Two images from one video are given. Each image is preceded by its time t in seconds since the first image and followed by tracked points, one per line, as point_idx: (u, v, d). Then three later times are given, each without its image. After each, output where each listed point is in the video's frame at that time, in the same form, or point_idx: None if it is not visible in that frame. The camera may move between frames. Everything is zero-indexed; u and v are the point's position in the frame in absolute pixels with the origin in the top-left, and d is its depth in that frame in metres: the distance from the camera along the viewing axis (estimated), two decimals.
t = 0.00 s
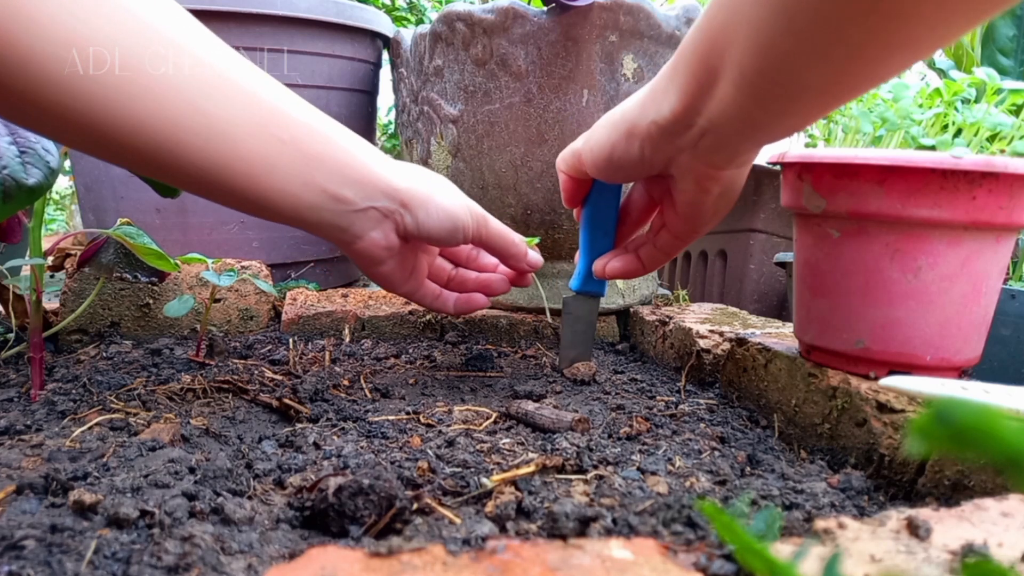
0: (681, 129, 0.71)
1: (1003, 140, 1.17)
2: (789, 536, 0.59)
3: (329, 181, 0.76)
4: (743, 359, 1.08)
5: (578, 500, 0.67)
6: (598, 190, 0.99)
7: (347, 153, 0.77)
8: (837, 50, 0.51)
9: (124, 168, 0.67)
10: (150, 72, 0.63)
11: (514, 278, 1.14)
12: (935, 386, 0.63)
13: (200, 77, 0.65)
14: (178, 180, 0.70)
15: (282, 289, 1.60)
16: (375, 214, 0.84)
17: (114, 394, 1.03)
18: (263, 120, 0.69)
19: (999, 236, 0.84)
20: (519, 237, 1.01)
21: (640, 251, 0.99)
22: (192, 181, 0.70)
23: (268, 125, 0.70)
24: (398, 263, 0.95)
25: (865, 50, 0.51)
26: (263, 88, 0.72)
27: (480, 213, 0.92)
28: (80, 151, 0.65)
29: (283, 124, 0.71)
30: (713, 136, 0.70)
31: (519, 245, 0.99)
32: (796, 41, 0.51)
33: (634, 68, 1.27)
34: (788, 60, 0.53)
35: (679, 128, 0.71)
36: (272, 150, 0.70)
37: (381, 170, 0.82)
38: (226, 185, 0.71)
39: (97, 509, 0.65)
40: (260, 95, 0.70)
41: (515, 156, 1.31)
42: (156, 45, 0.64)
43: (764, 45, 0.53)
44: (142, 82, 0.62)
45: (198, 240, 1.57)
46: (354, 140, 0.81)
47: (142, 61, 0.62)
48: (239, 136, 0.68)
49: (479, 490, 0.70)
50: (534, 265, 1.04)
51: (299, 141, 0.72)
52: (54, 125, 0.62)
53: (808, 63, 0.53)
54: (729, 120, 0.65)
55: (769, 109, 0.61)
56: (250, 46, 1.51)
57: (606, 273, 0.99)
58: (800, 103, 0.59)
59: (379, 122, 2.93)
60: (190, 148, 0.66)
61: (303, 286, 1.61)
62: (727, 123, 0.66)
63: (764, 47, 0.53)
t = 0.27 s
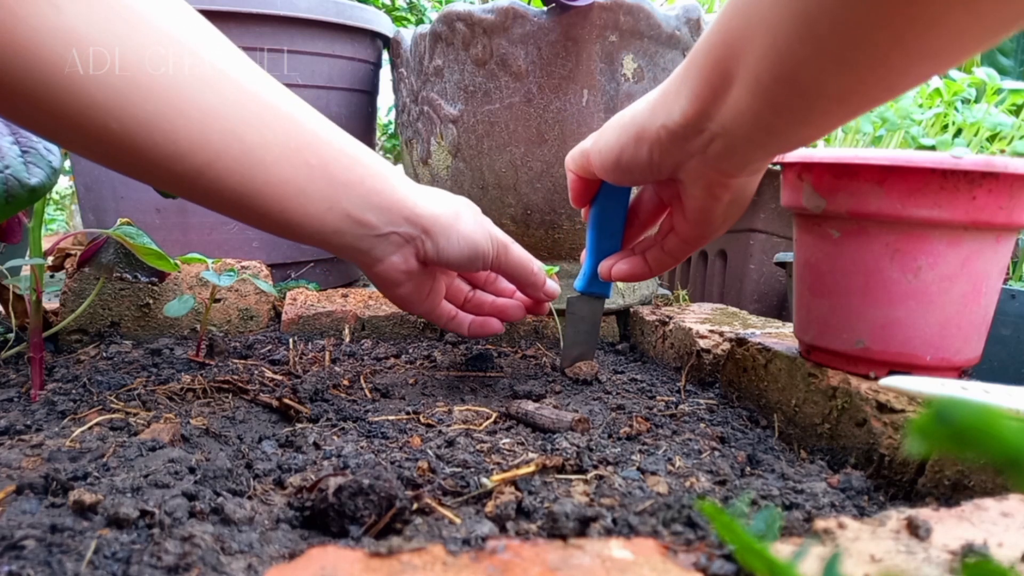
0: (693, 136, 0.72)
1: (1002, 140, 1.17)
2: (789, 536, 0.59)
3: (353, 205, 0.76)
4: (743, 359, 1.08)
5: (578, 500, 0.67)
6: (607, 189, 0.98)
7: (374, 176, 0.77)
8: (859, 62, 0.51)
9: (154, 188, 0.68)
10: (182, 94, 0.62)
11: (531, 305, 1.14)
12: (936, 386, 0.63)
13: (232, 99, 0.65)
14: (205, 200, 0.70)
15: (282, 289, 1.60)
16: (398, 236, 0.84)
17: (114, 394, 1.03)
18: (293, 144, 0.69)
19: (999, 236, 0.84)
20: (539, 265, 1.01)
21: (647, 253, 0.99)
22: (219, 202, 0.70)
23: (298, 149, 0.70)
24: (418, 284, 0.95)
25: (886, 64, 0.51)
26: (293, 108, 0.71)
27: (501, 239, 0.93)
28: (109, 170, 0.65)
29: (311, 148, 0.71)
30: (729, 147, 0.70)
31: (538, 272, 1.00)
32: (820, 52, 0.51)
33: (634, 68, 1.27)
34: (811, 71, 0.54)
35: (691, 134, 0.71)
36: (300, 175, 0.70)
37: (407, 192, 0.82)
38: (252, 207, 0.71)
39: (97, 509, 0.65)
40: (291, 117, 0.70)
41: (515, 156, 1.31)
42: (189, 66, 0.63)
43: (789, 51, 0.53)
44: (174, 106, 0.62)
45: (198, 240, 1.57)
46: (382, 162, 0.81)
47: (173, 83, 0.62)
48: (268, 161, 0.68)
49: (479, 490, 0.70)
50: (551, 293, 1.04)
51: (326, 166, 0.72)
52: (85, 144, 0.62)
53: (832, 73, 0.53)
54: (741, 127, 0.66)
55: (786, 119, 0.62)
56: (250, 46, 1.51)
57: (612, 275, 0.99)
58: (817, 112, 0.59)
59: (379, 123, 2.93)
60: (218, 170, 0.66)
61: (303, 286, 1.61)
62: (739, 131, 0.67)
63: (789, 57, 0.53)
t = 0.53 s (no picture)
0: (699, 142, 0.72)
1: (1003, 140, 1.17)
2: (789, 536, 0.59)
3: (368, 230, 0.77)
4: (743, 359, 1.08)
5: (578, 500, 0.67)
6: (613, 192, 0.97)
7: (393, 203, 0.78)
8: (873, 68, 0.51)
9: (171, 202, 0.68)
10: (206, 116, 0.63)
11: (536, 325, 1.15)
12: (936, 386, 0.63)
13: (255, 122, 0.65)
14: (220, 216, 0.70)
15: (282, 289, 1.60)
16: (411, 259, 0.85)
17: (114, 394, 1.03)
18: (313, 170, 0.69)
19: (999, 236, 0.84)
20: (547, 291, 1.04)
21: (652, 257, 0.99)
22: (234, 219, 0.70)
23: (317, 174, 0.70)
24: (427, 302, 0.97)
25: (899, 70, 0.51)
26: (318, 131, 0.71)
27: (513, 267, 0.95)
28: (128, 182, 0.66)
29: (331, 174, 0.71)
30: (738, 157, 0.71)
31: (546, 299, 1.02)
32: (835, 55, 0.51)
33: (634, 68, 1.27)
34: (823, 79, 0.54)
35: (698, 141, 0.72)
36: (317, 199, 0.71)
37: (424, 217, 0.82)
38: (265, 226, 0.71)
39: (97, 509, 0.65)
40: (313, 141, 0.70)
41: (515, 156, 1.31)
42: (216, 87, 0.63)
43: (804, 52, 0.53)
44: (198, 127, 0.63)
45: (198, 240, 1.57)
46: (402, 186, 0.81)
47: (199, 104, 0.62)
48: (287, 185, 0.68)
49: (479, 490, 0.70)
50: (558, 319, 1.06)
51: (345, 192, 0.72)
52: (108, 158, 0.63)
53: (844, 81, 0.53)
54: (750, 136, 0.66)
55: (796, 130, 0.62)
56: (250, 46, 1.51)
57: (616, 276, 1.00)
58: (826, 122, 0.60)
59: (379, 123, 2.93)
60: (235, 190, 0.67)
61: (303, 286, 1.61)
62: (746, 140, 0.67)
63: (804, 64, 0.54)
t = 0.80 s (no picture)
0: (699, 147, 0.71)
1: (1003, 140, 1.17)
2: (789, 536, 0.59)
3: (374, 249, 0.79)
4: (743, 359, 1.08)
5: (578, 500, 0.67)
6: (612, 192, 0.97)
7: (403, 226, 0.79)
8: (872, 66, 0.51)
9: (182, 212, 0.70)
10: (224, 135, 0.64)
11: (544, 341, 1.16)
12: (935, 386, 0.63)
13: (272, 142, 0.67)
14: (230, 227, 0.72)
15: (282, 289, 1.60)
16: (416, 276, 0.87)
17: (114, 394, 1.03)
18: (325, 192, 0.71)
19: (999, 236, 0.84)
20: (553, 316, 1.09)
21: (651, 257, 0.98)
22: (243, 231, 0.72)
23: (329, 196, 0.71)
24: (428, 316, 0.99)
25: (900, 69, 0.51)
26: (335, 153, 0.73)
27: (519, 291, 0.99)
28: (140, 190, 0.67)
29: (343, 197, 0.72)
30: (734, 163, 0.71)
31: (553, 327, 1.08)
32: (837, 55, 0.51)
33: (634, 68, 1.27)
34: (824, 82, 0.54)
35: (697, 146, 0.71)
36: (326, 219, 0.73)
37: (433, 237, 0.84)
38: (272, 239, 0.73)
39: (97, 509, 0.65)
40: (330, 163, 0.71)
41: (515, 156, 1.31)
42: (235, 106, 0.65)
43: (804, 52, 0.53)
44: (214, 146, 0.64)
45: (198, 240, 1.57)
46: (414, 208, 0.82)
47: (218, 123, 0.64)
48: (297, 205, 0.70)
49: (479, 489, 0.70)
50: (560, 345, 1.12)
51: (354, 214, 0.74)
52: (124, 169, 0.64)
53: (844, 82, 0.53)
54: (749, 140, 0.66)
55: (796, 133, 0.62)
56: (250, 46, 1.51)
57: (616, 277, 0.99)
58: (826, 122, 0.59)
59: (379, 123, 2.93)
60: (246, 206, 0.69)
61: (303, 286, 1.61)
62: (744, 143, 0.67)
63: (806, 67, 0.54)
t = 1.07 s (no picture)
0: (699, 152, 0.68)
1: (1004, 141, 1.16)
2: (789, 536, 0.59)
3: (379, 257, 0.79)
4: (743, 359, 1.08)
5: (578, 500, 0.67)
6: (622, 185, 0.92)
7: (407, 232, 0.79)
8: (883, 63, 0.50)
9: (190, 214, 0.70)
10: (237, 140, 0.64)
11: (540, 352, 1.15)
12: (935, 386, 0.63)
13: (283, 149, 0.67)
14: (237, 230, 0.72)
15: (282, 289, 1.60)
16: (420, 283, 0.87)
17: (114, 394, 1.03)
18: (333, 200, 0.71)
19: (999, 236, 0.84)
20: (553, 327, 1.07)
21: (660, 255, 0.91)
22: (250, 235, 0.72)
23: (337, 204, 0.72)
24: (429, 321, 0.99)
25: (911, 68, 0.50)
26: (346, 161, 0.73)
27: (521, 302, 0.98)
28: (149, 191, 0.68)
29: (351, 205, 0.73)
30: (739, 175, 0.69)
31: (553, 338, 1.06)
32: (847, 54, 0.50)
33: (634, 68, 1.27)
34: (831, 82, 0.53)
35: (698, 150, 0.68)
36: (331, 225, 0.73)
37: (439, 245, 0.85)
38: (277, 243, 0.74)
39: (97, 509, 0.65)
40: (340, 171, 0.71)
41: (515, 156, 1.31)
42: (249, 112, 0.65)
43: (811, 49, 0.51)
44: (226, 151, 0.64)
45: (198, 240, 1.57)
46: (423, 217, 0.83)
47: (231, 128, 0.64)
48: (305, 212, 0.70)
49: (479, 489, 0.70)
50: (558, 356, 1.11)
51: (362, 222, 0.74)
52: (135, 170, 0.65)
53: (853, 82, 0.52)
54: (753, 146, 0.63)
55: (802, 137, 0.60)
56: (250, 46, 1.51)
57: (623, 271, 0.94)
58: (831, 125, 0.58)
59: (379, 123, 2.93)
60: (255, 211, 0.69)
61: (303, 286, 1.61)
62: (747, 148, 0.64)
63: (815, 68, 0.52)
